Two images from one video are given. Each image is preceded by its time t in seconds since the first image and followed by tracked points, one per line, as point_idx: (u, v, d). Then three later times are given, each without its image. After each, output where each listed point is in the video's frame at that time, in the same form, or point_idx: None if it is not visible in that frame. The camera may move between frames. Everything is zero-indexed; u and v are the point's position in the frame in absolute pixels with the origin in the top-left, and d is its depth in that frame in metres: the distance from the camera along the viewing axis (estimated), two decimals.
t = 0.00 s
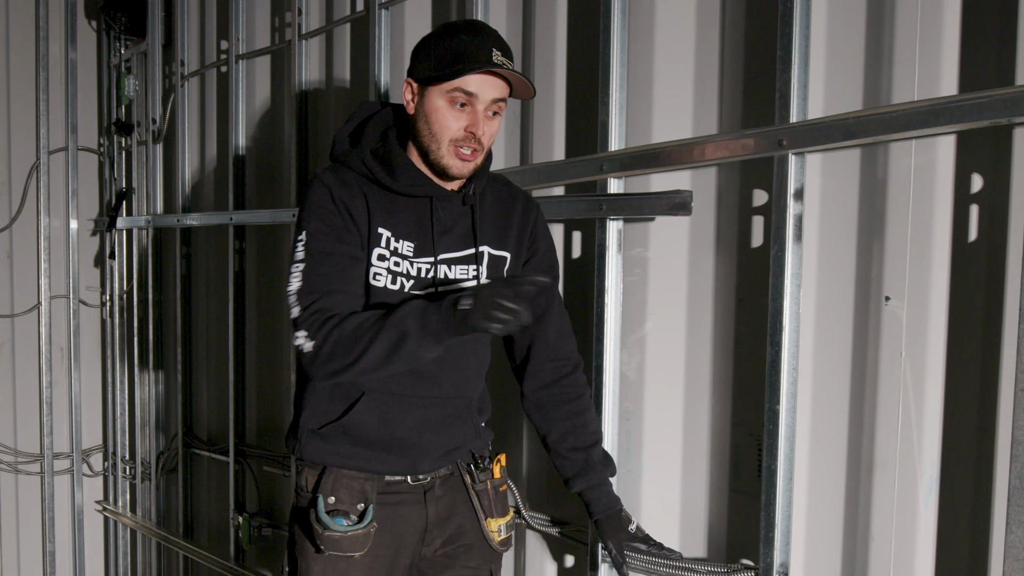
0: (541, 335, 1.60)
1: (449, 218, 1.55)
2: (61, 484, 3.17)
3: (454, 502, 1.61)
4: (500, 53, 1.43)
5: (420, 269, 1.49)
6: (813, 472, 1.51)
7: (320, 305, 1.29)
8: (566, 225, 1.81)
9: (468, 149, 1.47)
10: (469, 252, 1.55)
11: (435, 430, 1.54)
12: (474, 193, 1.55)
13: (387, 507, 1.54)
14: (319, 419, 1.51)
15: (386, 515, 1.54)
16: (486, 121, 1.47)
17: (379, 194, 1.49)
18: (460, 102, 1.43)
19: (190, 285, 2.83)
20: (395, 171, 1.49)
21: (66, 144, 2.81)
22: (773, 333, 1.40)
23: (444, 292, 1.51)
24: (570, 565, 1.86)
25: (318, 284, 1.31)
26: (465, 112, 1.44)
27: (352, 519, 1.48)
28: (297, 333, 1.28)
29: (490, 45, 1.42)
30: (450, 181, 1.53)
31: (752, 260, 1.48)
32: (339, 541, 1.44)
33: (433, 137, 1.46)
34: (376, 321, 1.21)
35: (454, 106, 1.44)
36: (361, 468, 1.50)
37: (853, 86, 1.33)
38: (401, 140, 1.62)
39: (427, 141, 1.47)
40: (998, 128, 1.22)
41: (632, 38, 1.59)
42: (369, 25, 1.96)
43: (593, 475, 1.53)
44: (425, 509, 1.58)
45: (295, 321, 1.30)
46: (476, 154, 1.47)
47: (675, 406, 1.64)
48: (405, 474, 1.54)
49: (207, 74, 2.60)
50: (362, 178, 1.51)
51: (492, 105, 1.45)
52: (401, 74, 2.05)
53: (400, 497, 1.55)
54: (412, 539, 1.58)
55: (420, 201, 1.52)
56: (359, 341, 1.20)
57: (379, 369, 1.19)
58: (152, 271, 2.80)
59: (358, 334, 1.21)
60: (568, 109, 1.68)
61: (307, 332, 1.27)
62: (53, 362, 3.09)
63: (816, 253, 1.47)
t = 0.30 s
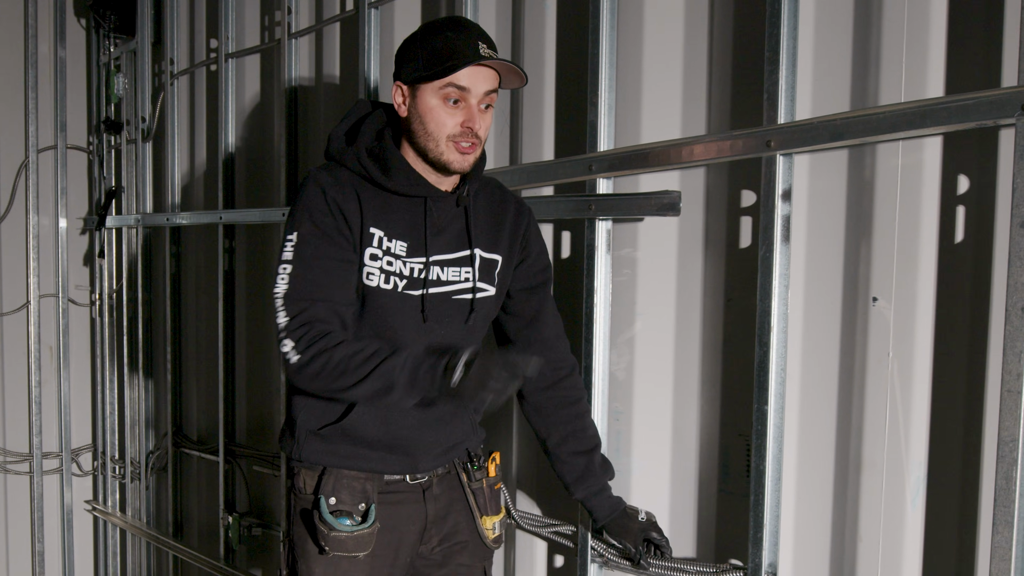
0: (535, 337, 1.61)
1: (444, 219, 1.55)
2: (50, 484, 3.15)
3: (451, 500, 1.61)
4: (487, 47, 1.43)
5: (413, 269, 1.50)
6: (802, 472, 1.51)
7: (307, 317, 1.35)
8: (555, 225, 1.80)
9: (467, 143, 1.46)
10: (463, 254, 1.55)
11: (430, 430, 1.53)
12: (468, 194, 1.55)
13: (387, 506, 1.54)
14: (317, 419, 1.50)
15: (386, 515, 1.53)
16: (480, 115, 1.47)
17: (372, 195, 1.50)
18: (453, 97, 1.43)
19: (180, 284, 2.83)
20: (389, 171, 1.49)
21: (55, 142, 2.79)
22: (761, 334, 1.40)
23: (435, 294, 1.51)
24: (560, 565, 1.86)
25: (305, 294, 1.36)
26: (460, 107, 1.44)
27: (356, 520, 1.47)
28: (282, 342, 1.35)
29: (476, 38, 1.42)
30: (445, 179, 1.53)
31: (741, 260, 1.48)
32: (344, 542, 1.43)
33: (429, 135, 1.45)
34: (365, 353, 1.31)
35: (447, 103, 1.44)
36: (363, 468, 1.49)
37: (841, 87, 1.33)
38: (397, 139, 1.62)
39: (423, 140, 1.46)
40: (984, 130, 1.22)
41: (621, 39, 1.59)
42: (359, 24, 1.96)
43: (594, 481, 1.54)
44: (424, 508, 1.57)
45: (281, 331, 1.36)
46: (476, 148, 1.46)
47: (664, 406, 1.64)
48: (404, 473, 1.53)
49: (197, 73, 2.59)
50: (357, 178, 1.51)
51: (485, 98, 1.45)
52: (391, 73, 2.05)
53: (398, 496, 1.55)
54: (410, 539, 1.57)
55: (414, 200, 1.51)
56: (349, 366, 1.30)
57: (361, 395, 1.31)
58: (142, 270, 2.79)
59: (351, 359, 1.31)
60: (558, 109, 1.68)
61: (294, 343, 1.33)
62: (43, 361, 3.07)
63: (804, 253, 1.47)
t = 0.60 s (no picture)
0: (529, 347, 1.63)
1: (439, 227, 1.53)
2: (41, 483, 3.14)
3: (442, 502, 1.61)
4: (497, 58, 1.43)
5: (401, 275, 1.50)
6: (791, 474, 1.52)
7: (249, 319, 1.42)
8: (547, 226, 1.81)
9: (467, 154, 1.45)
10: (459, 263, 1.55)
11: (422, 432, 1.54)
12: (464, 203, 1.54)
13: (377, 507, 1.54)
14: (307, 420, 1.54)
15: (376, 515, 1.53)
16: (483, 125, 1.46)
17: (364, 202, 1.50)
18: (458, 106, 1.42)
19: (171, 283, 2.82)
20: (385, 179, 1.48)
21: (44, 140, 2.78)
22: (751, 336, 1.40)
23: (432, 301, 1.52)
24: (552, 565, 1.86)
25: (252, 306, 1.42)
26: (464, 116, 1.44)
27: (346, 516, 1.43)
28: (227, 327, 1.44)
29: (486, 49, 1.41)
30: (441, 188, 1.52)
31: (731, 262, 1.48)
32: (332, 540, 1.44)
33: (431, 142, 1.45)
34: (279, 393, 1.39)
35: (452, 110, 1.44)
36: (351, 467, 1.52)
37: (830, 90, 1.33)
38: (399, 143, 1.61)
39: (425, 146, 1.46)
40: (972, 134, 1.22)
41: (612, 41, 1.59)
42: (349, 24, 1.96)
43: (588, 481, 1.54)
44: (414, 509, 1.57)
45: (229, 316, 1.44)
46: (475, 159, 1.46)
47: (655, 407, 1.64)
48: (394, 475, 1.54)
49: (187, 72, 2.58)
50: (351, 181, 1.51)
51: (490, 110, 1.44)
52: (382, 72, 2.05)
53: (389, 497, 1.55)
54: (399, 542, 1.56)
55: (407, 207, 1.51)
56: (260, 396, 1.39)
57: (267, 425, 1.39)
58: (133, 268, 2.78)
59: (263, 393, 1.39)
60: (549, 111, 1.68)
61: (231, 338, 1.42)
62: (33, 359, 3.06)
63: (794, 256, 1.48)
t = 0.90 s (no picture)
0: (523, 352, 1.64)
1: (433, 229, 1.53)
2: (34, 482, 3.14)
3: (432, 503, 1.61)
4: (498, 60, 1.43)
5: (396, 277, 1.50)
6: (784, 474, 1.52)
7: (249, 323, 1.42)
8: (541, 226, 1.81)
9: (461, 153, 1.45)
10: (454, 266, 1.55)
11: (411, 435, 1.55)
12: (460, 207, 1.53)
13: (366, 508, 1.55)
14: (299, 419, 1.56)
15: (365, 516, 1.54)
16: (480, 128, 1.45)
17: (360, 203, 1.50)
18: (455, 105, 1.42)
19: (166, 282, 2.82)
20: (380, 179, 1.48)
21: (37, 139, 2.77)
22: (744, 339, 1.40)
23: (419, 304, 1.52)
24: (546, 565, 1.87)
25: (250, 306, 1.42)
26: (461, 116, 1.43)
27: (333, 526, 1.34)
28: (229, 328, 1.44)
29: (487, 50, 1.41)
30: (433, 188, 1.52)
31: (724, 264, 1.49)
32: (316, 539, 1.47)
33: (426, 139, 1.45)
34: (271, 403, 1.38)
35: (449, 109, 1.44)
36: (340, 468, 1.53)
37: (823, 92, 1.34)
38: (398, 144, 1.60)
39: (421, 143, 1.46)
40: (963, 137, 1.23)
41: (606, 42, 1.59)
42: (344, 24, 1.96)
43: (583, 482, 1.55)
44: (404, 510, 1.57)
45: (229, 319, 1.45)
46: (469, 159, 1.45)
47: (648, 408, 1.65)
48: (383, 476, 1.54)
49: (181, 70, 2.58)
50: (348, 182, 1.51)
51: (487, 110, 1.44)
52: (376, 72, 2.05)
53: (378, 498, 1.55)
54: (389, 542, 1.57)
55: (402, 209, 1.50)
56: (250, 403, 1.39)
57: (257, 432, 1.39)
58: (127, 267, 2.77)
59: (255, 399, 1.38)
60: (543, 112, 1.68)
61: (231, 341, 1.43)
62: (26, 358, 3.06)
63: (787, 257, 1.48)
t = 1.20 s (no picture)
0: (516, 350, 1.64)
1: (431, 235, 1.53)
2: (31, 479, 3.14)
3: (423, 498, 1.64)
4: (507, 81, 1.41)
5: (397, 284, 1.49)
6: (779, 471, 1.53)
7: (268, 344, 1.38)
8: (537, 226, 1.82)
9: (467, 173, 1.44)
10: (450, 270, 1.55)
11: (404, 438, 1.56)
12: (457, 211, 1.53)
13: (360, 506, 1.57)
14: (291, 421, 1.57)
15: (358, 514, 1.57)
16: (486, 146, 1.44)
17: (361, 208, 1.47)
18: (466, 129, 1.39)
19: (162, 280, 2.82)
20: (380, 186, 1.46)
21: (33, 137, 2.77)
22: (739, 337, 1.41)
23: (418, 309, 1.51)
24: (542, 562, 1.88)
25: (264, 324, 1.38)
26: (470, 138, 1.41)
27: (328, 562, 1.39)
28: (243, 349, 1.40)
29: (498, 74, 1.39)
30: (436, 199, 1.51)
31: (720, 262, 1.50)
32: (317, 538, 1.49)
33: (434, 160, 1.42)
34: (291, 442, 1.38)
35: (458, 131, 1.41)
36: (335, 470, 1.54)
37: (817, 93, 1.35)
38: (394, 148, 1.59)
39: (427, 163, 1.43)
40: (957, 137, 1.24)
41: (602, 42, 1.60)
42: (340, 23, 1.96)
43: (580, 483, 1.56)
44: (396, 507, 1.60)
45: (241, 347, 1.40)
46: (474, 179, 1.45)
47: (644, 406, 1.65)
48: (376, 475, 1.56)
49: (178, 68, 2.58)
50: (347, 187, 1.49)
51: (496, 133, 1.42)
52: (373, 70, 2.06)
53: (370, 495, 1.58)
54: (381, 538, 1.60)
55: (402, 216, 1.49)
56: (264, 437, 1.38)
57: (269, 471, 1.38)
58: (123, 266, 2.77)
59: (272, 437, 1.37)
60: (539, 111, 1.69)
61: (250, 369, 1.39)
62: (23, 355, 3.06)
63: (781, 256, 1.49)
